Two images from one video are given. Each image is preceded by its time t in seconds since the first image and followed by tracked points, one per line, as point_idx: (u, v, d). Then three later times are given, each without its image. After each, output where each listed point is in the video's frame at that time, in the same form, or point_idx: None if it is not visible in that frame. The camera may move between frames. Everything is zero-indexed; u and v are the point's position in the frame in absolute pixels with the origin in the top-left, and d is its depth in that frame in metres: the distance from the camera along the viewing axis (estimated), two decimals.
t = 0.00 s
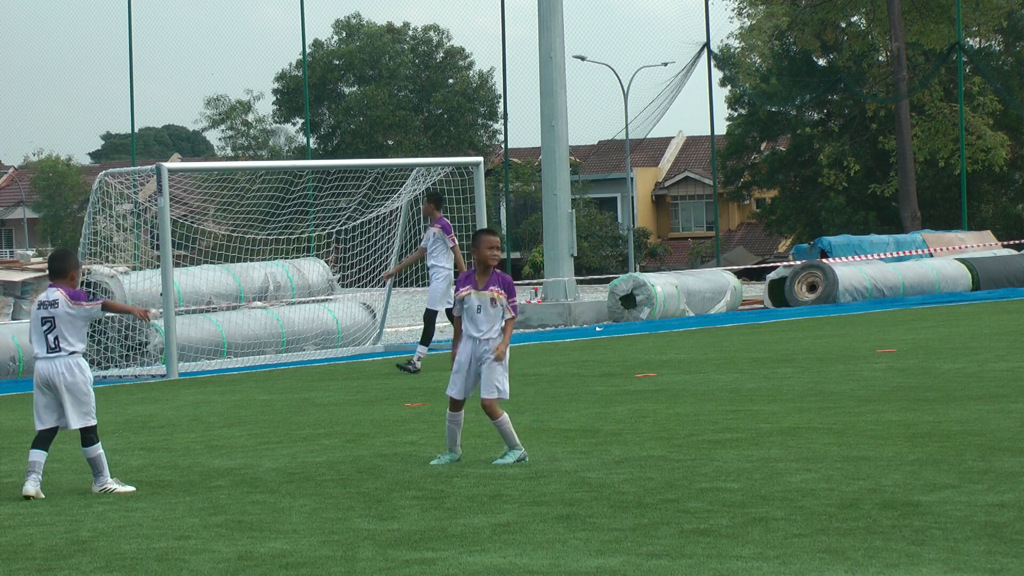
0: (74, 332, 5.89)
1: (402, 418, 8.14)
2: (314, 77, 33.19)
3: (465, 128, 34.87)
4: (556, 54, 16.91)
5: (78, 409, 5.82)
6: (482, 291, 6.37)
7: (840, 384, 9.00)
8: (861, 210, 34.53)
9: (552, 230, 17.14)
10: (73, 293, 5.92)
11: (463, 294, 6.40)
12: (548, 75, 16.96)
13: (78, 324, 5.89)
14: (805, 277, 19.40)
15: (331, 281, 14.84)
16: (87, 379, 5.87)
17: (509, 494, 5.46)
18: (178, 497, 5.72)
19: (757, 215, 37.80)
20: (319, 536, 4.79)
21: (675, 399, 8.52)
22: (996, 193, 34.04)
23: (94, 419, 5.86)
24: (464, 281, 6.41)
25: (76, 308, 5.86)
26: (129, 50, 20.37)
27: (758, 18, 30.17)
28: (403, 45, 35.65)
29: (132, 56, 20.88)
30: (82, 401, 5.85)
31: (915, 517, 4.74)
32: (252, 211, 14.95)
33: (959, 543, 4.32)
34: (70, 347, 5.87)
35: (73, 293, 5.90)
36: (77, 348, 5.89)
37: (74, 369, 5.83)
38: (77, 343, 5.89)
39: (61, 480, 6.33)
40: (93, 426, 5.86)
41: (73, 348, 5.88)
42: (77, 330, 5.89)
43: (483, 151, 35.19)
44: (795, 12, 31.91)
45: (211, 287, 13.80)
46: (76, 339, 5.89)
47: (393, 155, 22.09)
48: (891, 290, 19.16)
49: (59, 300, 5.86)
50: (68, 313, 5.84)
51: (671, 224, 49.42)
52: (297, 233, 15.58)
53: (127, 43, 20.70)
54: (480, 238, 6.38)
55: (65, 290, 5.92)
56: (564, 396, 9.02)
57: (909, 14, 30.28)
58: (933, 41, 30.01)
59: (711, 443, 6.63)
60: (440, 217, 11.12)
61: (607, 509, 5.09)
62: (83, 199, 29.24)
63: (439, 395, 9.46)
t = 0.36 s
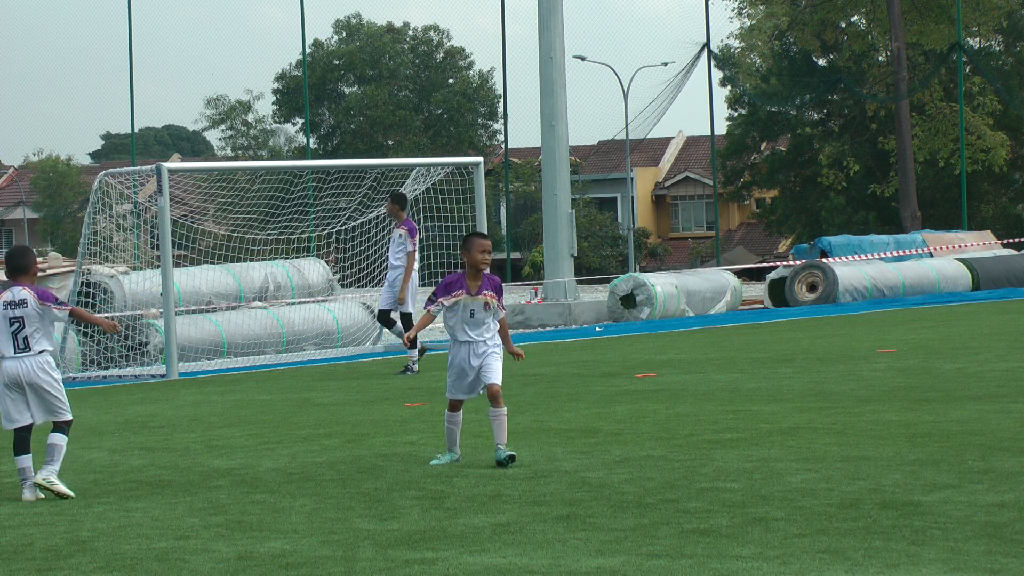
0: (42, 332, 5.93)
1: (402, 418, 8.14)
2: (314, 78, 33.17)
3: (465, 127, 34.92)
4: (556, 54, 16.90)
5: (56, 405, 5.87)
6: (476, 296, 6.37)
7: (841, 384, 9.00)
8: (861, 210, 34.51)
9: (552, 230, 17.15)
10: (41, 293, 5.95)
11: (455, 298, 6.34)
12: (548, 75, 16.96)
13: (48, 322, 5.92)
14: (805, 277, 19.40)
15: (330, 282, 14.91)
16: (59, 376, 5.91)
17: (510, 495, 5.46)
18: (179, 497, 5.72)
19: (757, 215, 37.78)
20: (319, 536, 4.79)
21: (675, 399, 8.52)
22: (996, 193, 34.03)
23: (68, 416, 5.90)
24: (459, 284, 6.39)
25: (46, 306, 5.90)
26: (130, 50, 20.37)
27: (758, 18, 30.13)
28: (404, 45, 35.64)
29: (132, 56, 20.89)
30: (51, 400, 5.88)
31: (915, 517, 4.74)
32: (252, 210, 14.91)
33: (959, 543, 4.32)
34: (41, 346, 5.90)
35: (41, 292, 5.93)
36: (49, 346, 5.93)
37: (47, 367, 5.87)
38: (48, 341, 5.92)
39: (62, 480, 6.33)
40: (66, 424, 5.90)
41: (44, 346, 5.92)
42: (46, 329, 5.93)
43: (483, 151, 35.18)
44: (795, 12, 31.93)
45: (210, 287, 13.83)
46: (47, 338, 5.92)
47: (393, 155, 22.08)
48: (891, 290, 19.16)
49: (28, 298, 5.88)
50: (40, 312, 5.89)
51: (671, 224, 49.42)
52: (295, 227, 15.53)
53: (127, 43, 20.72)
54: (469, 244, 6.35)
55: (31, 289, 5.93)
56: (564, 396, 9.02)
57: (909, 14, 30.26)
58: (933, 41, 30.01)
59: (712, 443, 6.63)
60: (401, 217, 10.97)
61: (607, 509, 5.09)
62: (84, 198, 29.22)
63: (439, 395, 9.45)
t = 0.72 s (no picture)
0: (12, 338, 5.89)
1: (402, 418, 8.14)
2: (314, 78, 33.15)
3: (465, 127, 34.96)
4: (556, 54, 16.89)
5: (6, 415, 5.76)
6: (503, 289, 6.30)
7: (841, 384, 9.00)
8: (861, 210, 34.50)
9: (553, 230, 17.14)
10: (17, 300, 5.94)
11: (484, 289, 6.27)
12: (548, 75, 16.95)
13: (17, 328, 5.89)
14: (805, 277, 19.40)
15: (331, 283, 14.75)
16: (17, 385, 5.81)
17: (510, 495, 5.46)
18: (179, 497, 5.72)
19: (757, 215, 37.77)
20: (319, 536, 4.79)
21: (675, 400, 8.52)
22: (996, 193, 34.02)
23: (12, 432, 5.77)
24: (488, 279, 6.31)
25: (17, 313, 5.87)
26: (129, 50, 20.38)
27: (758, 18, 30.10)
28: (404, 45, 35.64)
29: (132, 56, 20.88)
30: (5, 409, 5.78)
31: (915, 517, 4.74)
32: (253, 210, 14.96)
33: (960, 543, 4.32)
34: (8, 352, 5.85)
35: (16, 299, 5.91)
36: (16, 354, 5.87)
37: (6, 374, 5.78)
38: (15, 349, 5.86)
39: (62, 479, 6.33)
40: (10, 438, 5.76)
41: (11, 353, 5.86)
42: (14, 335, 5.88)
43: (483, 151, 35.16)
44: (795, 12, 31.93)
45: (211, 287, 13.70)
46: (15, 345, 5.87)
47: (393, 155, 22.06)
48: (891, 290, 19.16)
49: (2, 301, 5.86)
50: (9, 317, 5.86)
51: (671, 224, 49.42)
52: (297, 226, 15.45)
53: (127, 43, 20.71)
54: (503, 236, 6.16)
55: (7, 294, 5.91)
56: (564, 397, 9.02)
57: (909, 14, 30.24)
58: (933, 41, 30.01)
59: (712, 443, 6.63)
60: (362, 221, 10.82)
61: (607, 509, 5.09)
62: (84, 198, 29.22)
63: (439, 395, 9.45)
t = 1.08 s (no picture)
0: None
1: (402, 418, 8.14)
2: (314, 78, 33.10)
3: (465, 127, 34.99)
4: (556, 54, 16.88)
5: None
6: (529, 293, 6.07)
7: (840, 384, 9.00)
8: (861, 210, 34.49)
9: (552, 230, 17.13)
10: None
11: (510, 297, 6.02)
12: (548, 75, 16.94)
13: None
14: (806, 277, 19.40)
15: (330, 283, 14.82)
16: None
17: (510, 495, 5.46)
18: (179, 497, 5.72)
19: (757, 215, 37.77)
20: (319, 536, 4.79)
21: (675, 399, 8.52)
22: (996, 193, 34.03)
23: None
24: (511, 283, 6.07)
25: None
26: (129, 50, 20.36)
27: (758, 18, 30.10)
28: (404, 45, 35.64)
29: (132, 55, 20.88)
30: None
31: (915, 517, 4.74)
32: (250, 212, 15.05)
33: (959, 543, 4.32)
34: None
35: None
36: None
37: None
38: None
39: (63, 479, 6.33)
40: None
41: None
42: None
43: (483, 151, 35.17)
44: (795, 12, 31.93)
45: (211, 287, 13.77)
46: None
47: (393, 155, 22.04)
48: (891, 290, 19.16)
49: None
50: None
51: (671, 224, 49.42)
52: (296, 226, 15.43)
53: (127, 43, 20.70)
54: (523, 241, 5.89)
55: None
56: (564, 397, 9.02)
57: (909, 14, 30.22)
58: (934, 41, 30.02)
59: (712, 443, 6.63)
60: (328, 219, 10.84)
61: (607, 509, 5.09)
62: (84, 198, 29.21)
63: (439, 395, 9.46)
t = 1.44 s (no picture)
0: None
1: (402, 418, 8.14)
2: (315, 78, 33.06)
3: (465, 127, 34.90)
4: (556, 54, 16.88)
5: None
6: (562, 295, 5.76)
7: (840, 384, 9.00)
8: (861, 210, 34.49)
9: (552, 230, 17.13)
10: None
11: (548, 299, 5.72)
12: (548, 75, 16.94)
13: None
14: (805, 277, 19.40)
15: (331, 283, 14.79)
16: None
17: (510, 495, 5.46)
18: (179, 497, 5.72)
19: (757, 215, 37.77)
20: (319, 536, 4.79)
21: (675, 399, 8.52)
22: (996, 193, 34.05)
23: None
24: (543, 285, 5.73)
25: None
26: (129, 50, 20.36)
27: (758, 18, 30.11)
28: (404, 45, 35.67)
29: (133, 55, 20.88)
30: None
31: (915, 517, 4.74)
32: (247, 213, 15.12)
33: (959, 543, 4.32)
34: None
35: None
36: None
37: None
38: None
39: (63, 479, 6.33)
40: None
41: None
42: None
43: (483, 151, 35.19)
44: (795, 13, 31.93)
45: (211, 288, 13.70)
46: None
47: (393, 155, 22.05)
48: (891, 290, 19.16)
49: None
50: None
51: (671, 224, 49.42)
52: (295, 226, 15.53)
53: (128, 43, 20.70)
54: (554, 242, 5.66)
55: None
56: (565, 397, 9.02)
57: (909, 14, 30.21)
58: (934, 41, 30.01)
59: (712, 443, 6.63)
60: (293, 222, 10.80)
61: (607, 509, 5.09)
62: (83, 198, 29.21)
63: (439, 395, 9.46)
